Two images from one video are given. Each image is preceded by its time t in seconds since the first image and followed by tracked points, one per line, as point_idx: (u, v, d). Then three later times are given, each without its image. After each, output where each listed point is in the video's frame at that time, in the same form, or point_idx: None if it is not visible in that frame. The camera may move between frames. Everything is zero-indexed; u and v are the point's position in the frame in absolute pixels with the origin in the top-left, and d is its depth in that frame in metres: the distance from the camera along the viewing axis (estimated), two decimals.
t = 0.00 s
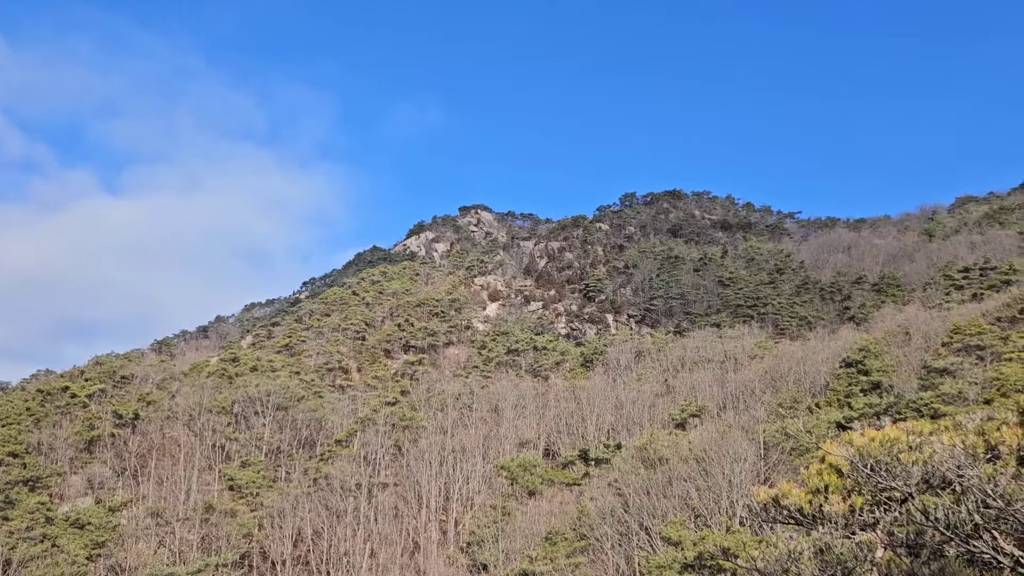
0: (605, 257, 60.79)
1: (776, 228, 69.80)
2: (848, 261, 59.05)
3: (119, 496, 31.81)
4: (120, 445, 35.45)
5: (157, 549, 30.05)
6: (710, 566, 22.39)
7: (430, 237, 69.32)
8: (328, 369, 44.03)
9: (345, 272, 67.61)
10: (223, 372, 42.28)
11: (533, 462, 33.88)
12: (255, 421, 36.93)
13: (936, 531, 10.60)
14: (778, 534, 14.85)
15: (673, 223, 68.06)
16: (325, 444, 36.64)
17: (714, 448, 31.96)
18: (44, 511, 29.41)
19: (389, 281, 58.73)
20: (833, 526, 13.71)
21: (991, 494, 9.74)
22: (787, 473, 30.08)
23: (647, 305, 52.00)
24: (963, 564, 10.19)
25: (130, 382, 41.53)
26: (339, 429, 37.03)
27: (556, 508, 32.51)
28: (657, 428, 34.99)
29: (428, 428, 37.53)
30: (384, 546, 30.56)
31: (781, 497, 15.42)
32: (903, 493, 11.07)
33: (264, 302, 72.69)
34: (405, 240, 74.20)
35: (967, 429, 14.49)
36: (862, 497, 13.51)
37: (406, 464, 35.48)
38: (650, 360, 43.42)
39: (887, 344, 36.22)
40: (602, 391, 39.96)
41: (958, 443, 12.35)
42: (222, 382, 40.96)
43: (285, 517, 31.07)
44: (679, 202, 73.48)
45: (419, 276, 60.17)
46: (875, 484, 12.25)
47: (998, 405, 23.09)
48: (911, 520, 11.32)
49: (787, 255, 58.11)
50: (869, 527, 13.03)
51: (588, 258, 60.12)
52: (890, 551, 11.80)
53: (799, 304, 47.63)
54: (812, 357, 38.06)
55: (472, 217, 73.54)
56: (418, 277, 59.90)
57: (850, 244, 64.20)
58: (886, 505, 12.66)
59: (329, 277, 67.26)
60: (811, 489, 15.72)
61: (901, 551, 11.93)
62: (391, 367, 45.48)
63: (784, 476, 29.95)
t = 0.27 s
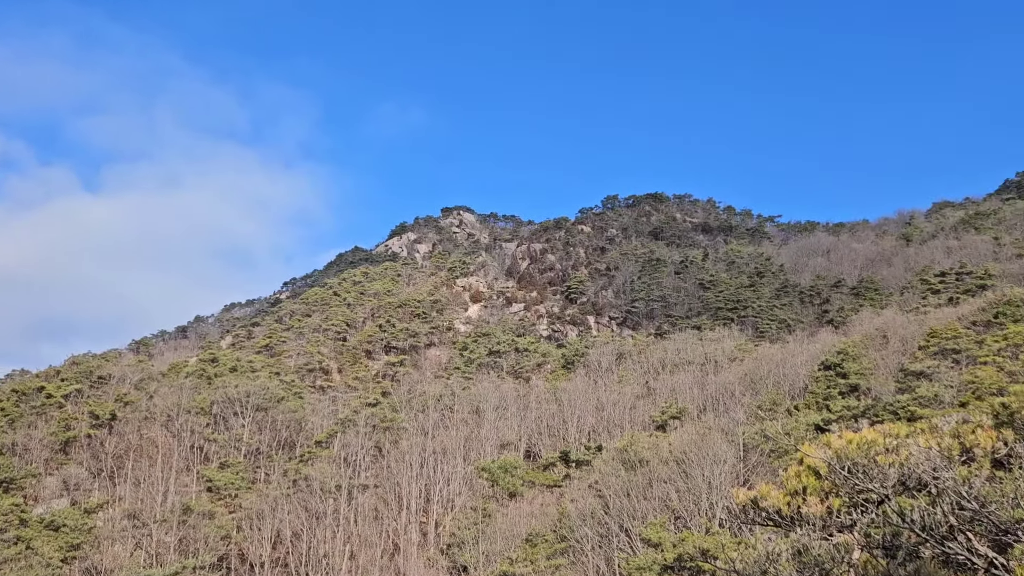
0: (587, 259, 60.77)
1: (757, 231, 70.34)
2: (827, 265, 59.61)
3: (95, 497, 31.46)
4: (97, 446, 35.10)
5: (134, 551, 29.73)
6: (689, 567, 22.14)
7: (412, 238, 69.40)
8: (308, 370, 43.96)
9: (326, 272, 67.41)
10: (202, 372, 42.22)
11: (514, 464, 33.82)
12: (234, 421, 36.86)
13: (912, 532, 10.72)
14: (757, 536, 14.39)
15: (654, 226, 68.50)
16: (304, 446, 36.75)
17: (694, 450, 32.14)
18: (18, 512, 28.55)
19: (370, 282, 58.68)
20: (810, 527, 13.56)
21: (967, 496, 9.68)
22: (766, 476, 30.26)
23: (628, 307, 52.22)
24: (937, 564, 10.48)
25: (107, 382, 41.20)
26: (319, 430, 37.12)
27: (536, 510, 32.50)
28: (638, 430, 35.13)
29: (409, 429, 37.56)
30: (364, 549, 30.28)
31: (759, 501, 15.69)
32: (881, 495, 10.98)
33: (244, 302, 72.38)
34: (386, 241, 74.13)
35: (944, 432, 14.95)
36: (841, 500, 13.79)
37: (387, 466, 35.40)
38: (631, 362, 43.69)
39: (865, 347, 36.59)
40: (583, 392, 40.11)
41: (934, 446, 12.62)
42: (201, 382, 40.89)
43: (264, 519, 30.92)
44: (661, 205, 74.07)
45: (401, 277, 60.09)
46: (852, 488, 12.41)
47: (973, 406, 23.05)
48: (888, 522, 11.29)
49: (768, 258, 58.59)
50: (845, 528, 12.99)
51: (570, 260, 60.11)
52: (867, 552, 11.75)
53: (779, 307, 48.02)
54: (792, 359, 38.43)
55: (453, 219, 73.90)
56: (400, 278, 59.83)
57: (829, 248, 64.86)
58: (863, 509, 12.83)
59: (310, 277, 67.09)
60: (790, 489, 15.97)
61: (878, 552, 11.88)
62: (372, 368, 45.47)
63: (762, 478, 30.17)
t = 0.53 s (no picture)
0: (568, 261, 61.09)
1: (737, 235, 70.86)
2: (807, 268, 60.12)
3: (71, 500, 31.04)
4: (73, 448, 34.70)
5: (110, 554, 29.39)
6: (670, 570, 22.02)
7: (394, 240, 69.46)
8: (289, 372, 43.89)
9: (306, 274, 67.15)
10: (181, 374, 42.10)
11: (495, 466, 34.04)
12: (213, 423, 36.79)
13: (889, 533, 10.70)
14: (736, 537, 14.42)
15: (636, 229, 68.90)
16: (284, 448, 36.84)
17: (674, 452, 32.27)
18: None
19: (351, 283, 58.60)
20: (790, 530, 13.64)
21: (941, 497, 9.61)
22: (745, 478, 30.35)
23: (610, 310, 52.50)
24: (913, 565, 10.51)
25: (84, 383, 40.80)
26: (299, 432, 37.20)
27: (517, 512, 32.48)
28: (619, 432, 35.30)
29: (390, 431, 37.58)
30: (344, 551, 30.03)
31: (740, 502, 15.79)
32: (857, 497, 10.99)
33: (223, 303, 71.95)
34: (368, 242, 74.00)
35: (920, 435, 15.24)
36: (817, 501, 14.04)
37: (367, 468, 35.32)
38: (612, 365, 43.93)
39: (844, 351, 36.94)
40: (564, 394, 40.30)
41: (909, 448, 12.85)
42: (180, 384, 40.75)
43: (243, 521, 30.74)
44: (642, 209, 74.65)
45: (382, 279, 60.00)
46: (829, 488, 11.91)
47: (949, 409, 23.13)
48: (863, 523, 11.22)
49: (747, 262, 59.13)
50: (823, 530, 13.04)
51: (551, 262, 60.41)
52: (843, 554, 11.70)
53: (759, 310, 48.41)
54: (771, 362, 38.79)
55: (436, 221, 74.15)
56: (381, 280, 59.74)
57: (808, 252, 65.44)
58: (838, 511, 12.36)
59: (291, 279, 66.89)
60: (768, 493, 16.30)
61: (854, 555, 11.45)
62: (353, 370, 45.47)
63: (741, 480, 30.24)
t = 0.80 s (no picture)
0: (552, 264, 61.17)
1: (719, 238, 71.38)
2: (787, 272, 60.63)
3: (49, 504, 30.62)
4: (51, 451, 34.29)
5: (88, 559, 29.03)
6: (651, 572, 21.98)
7: (376, 242, 69.49)
8: (270, 374, 43.74)
9: (289, 276, 66.90)
10: (162, 376, 41.88)
11: (478, 469, 34.36)
12: (194, 426, 36.64)
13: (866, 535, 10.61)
14: (717, 541, 14.46)
15: (619, 233, 69.21)
16: (265, 451, 36.79)
17: (657, 455, 32.40)
18: None
19: (334, 286, 58.51)
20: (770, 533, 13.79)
21: (916, 499, 9.71)
22: (727, 480, 29.97)
23: (592, 313, 52.94)
24: (891, 568, 10.41)
25: (62, 386, 40.35)
26: (281, 435, 37.16)
27: (500, 515, 32.47)
28: (601, 436, 35.45)
29: (372, 434, 37.56)
30: (325, 555, 29.78)
31: (720, 505, 15.98)
32: (835, 498, 10.93)
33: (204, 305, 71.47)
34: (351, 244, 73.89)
35: (898, 437, 15.65)
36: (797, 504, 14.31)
37: (349, 471, 35.17)
38: (595, 368, 44.11)
39: (824, 354, 37.24)
40: (547, 398, 40.46)
41: (887, 451, 12.91)
42: (160, 387, 40.53)
43: (223, 525, 30.55)
44: (625, 213, 75.14)
45: (365, 281, 59.88)
46: (808, 492, 12.07)
47: (925, 413, 23.26)
48: (841, 524, 11.31)
49: (729, 265, 59.54)
50: (804, 533, 13.20)
51: (534, 265, 60.63)
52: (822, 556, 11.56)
53: (740, 313, 48.76)
54: (752, 365, 39.10)
55: (419, 223, 74.30)
56: (364, 282, 59.61)
57: (789, 255, 66.13)
58: (819, 511, 12.46)
59: (273, 280, 66.65)
60: (748, 495, 16.82)
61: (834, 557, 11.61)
62: (335, 372, 45.38)
63: (723, 483, 29.77)
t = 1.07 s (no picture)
0: (536, 267, 61.44)
1: (703, 242, 71.85)
2: (770, 276, 61.11)
3: (27, 508, 30.25)
4: (29, 455, 33.90)
5: (67, 564, 28.63)
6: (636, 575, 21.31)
7: (361, 244, 69.43)
8: (253, 377, 43.52)
9: (272, 278, 66.62)
10: (143, 379, 41.64)
11: (461, 472, 33.89)
12: (175, 429, 36.45)
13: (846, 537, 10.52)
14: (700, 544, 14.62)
15: (603, 236, 69.45)
16: (247, 454, 36.65)
17: (640, 457, 32.54)
18: None
19: (318, 288, 58.38)
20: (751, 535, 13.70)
21: (894, 502, 9.55)
22: (709, 483, 30.32)
23: (576, 316, 53.17)
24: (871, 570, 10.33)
25: (41, 389, 39.94)
26: (263, 437, 37.05)
27: (483, 518, 32.48)
28: (585, 438, 35.58)
29: (356, 436, 37.55)
30: (308, 559, 29.56)
31: (700, 507, 15.58)
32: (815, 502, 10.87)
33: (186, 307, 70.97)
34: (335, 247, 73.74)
35: (877, 440, 15.61)
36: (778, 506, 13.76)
37: (332, 474, 35.07)
38: (580, 371, 44.25)
39: (806, 357, 37.54)
40: (531, 401, 40.55)
41: (865, 452, 12.87)
42: (141, 390, 40.28)
43: (205, 529, 30.37)
44: (609, 216, 75.52)
45: (349, 284, 59.75)
46: (788, 494, 12.32)
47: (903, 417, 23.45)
48: (821, 527, 11.21)
49: (713, 269, 59.94)
50: (783, 535, 13.08)
51: (519, 268, 60.86)
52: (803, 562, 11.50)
53: (723, 317, 49.09)
54: (735, 368, 39.38)
55: (404, 225, 74.30)
56: (348, 285, 59.49)
57: (772, 259, 66.71)
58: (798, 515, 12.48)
59: (257, 282, 66.37)
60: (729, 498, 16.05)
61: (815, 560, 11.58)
62: (318, 375, 45.26)
63: (706, 486, 30.10)
